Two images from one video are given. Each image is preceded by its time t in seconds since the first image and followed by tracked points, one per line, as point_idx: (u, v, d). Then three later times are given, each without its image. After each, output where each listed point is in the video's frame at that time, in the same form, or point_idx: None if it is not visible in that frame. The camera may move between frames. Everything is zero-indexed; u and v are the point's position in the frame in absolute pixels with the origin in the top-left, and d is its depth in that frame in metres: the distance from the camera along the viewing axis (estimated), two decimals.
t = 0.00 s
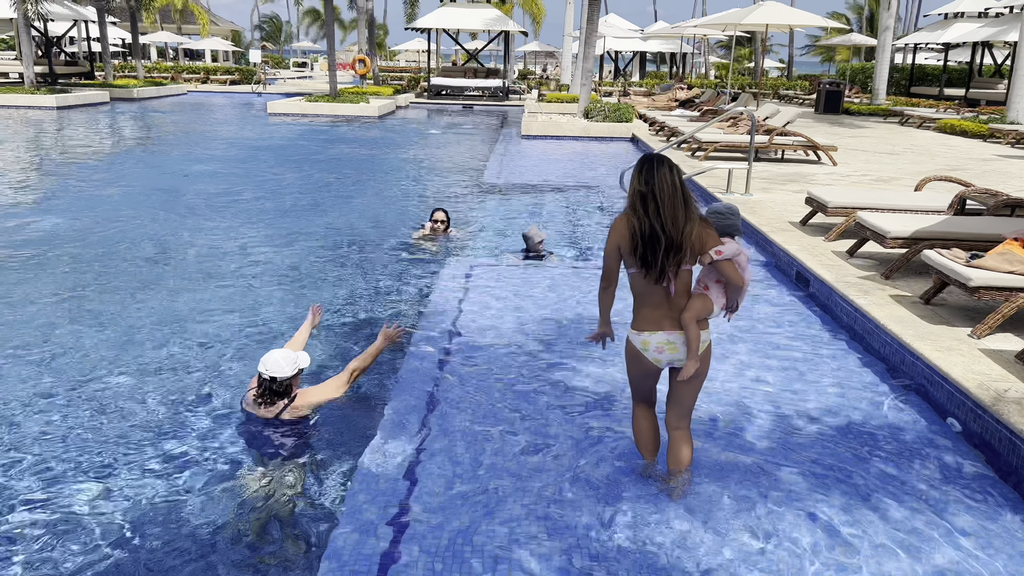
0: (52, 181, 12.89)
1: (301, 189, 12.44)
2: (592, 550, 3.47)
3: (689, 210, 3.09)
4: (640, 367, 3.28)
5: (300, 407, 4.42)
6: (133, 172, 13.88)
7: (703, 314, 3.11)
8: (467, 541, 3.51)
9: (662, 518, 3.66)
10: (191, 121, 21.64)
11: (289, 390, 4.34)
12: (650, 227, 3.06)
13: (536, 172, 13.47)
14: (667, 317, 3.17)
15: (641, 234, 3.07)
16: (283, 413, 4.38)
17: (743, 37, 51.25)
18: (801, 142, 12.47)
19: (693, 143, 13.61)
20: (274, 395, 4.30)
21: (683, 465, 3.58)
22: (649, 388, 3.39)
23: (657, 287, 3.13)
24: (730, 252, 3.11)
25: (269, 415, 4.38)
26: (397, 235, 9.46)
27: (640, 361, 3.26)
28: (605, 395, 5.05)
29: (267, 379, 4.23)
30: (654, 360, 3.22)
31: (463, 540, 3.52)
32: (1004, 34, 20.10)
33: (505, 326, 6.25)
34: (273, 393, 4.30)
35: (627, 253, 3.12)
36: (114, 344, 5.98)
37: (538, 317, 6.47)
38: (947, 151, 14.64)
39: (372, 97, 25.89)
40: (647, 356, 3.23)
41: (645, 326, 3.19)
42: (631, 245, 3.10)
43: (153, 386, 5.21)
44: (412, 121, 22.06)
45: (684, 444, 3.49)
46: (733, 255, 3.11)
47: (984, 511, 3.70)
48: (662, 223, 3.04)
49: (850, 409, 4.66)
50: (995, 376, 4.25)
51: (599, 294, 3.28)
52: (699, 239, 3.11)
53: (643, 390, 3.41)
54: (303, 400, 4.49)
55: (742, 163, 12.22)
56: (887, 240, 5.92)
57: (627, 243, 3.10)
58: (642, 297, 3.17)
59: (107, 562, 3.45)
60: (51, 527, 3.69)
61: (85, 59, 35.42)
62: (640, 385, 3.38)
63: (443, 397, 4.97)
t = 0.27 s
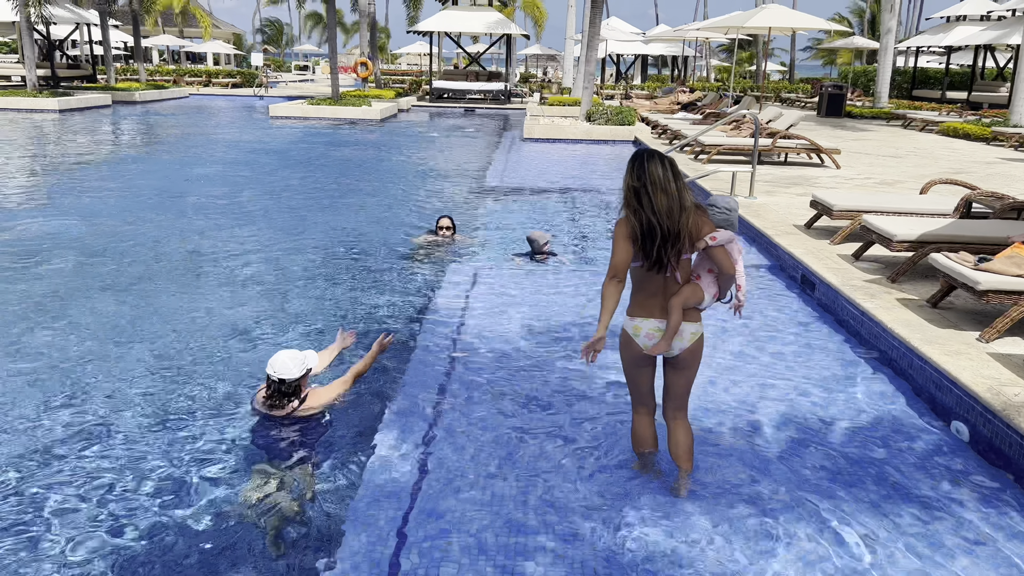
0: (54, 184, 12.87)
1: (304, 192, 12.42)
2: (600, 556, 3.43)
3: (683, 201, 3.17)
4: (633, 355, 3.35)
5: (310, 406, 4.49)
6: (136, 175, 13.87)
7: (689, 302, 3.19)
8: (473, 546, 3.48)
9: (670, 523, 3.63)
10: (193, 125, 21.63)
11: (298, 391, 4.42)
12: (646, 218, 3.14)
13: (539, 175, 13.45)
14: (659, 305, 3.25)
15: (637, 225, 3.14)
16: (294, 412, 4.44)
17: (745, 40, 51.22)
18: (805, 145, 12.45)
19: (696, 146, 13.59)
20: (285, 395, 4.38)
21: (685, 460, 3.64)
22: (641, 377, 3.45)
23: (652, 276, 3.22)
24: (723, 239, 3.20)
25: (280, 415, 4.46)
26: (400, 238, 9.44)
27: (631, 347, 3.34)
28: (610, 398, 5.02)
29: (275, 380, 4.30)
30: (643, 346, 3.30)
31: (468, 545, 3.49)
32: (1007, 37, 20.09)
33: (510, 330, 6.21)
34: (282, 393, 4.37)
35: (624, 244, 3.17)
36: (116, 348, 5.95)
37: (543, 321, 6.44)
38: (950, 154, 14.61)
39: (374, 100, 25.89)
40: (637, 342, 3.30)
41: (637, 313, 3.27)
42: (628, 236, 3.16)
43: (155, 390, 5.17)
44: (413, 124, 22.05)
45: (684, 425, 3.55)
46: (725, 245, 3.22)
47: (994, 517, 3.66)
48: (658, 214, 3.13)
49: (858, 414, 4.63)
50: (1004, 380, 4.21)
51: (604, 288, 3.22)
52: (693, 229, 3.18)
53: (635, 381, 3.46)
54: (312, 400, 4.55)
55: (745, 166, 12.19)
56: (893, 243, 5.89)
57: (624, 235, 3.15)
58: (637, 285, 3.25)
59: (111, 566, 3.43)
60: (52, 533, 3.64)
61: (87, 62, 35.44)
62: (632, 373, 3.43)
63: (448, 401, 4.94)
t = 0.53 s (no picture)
0: (54, 188, 12.86)
1: (304, 196, 12.41)
2: (605, 565, 3.41)
3: (674, 211, 3.18)
4: (629, 362, 3.40)
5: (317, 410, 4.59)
6: (135, 179, 13.86)
7: (689, 313, 3.25)
8: (477, 553, 3.46)
9: (675, 532, 3.61)
10: (192, 128, 21.63)
11: (306, 395, 4.52)
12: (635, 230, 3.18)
13: (539, 179, 13.45)
14: (657, 313, 3.29)
15: (626, 238, 3.20)
16: (306, 415, 4.52)
17: (743, 44, 51.33)
18: (805, 148, 12.46)
19: (696, 150, 13.59)
20: (292, 398, 4.49)
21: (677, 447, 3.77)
22: (641, 384, 3.48)
23: (645, 287, 3.27)
24: (715, 251, 3.19)
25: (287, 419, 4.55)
26: (400, 242, 9.43)
27: (631, 356, 3.37)
28: (613, 403, 5.01)
29: (286, 382, 4.42)
30: (643, 353, 3.33)
31: (472, 552, 3.47)
32: (1006, 41, 20.12)
33: (511, 334, 6.21)
34: (293, 395, 4.48)
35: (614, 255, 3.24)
36: (118, 352, 5.94)
37: (544, 325, 6.43)
38: (950, 158, 14.62)
39: (374, 104, 25.90)
40: (636, 350, 3.33)
41: (634, 321, 3.32)
42: (618, 247, 3.22)
43: (157, 395, 5.16)
44: (413, 128, 22.05)
45: (674, 412, 3.69)
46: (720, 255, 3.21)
47: (1000, 525, 3.65)
48: (650, 225, 3.15)
49: (861, 420, 4.62)
50: (1008, 386, 4.20)
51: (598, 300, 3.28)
52: (685, 240, 3.19)
53: (635, 389, 3.50)
54: (320, 404, 4.66)
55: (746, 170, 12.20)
56: (895, 248, 5.88)
57: (614, 247, 3.22)
58: (632, 296, 3.30)
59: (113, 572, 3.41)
60: (55, 539, 3.63)
61: (86, 67, 35.45)
62: (632, 381, 3.46)
63: (450, 405, 4.93)
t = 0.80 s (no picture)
0: (52, 194, 12.84)
1: (302, 202, 12.41)
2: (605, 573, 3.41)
3: (663, 207, 3.24)
4: (628, 354, 3.50)
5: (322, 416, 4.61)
6: (133, 185, 13.85)
7: (683, 306, 3.30)
8: (478, 562, 3.46)
9: (674, 540, 3.61)
10: (190, 134, 21.62)
11: (313, 401, 4.54)
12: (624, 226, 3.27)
13: (536, 185, 13.46)
14: (652, 305, 3.38)
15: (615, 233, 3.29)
16: (313, 418, 4.57)
17: (740, 50, 51.50)
18: (802, 155, 12.49)
19: (693, 156, 13.61)
20: (299, 403, 4.52)
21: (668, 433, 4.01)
22: (640, 375, 3.56)
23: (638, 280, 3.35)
24: (704, 249, 3.23)
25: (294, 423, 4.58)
26: (399, 249, 9.43)
27: (631, 347, 3.46)
28: (612, 410, 5.01)
29: (294, 387, 4.44)
30: (645, 344, 3.43)
31: (472, 561, 3.46)
32: (1002, 47, 20.18)
33: (510, 341, 6.22)
34: (301, 400, 4.51)
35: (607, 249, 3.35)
36: (117, 359, 5.93)
37: (543, 332, 6.44)
38: (946, 163, 14.67)
39: (371, 109, 25.91)
40: (638, 342, 3.43)
41: (632, 314, 3.41)
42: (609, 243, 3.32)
43: (157, 402, 5.15)
44: (410, 134, 22.07)
45: (667, 418, 3.95)
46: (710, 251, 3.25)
47: (999, 534, 3.65)
48: (641, 224, 3.22)
49: (860, 428, 4.63)
50: (1008, 395, 4.20)
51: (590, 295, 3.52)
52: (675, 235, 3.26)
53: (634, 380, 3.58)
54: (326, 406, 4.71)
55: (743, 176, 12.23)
56: (893, 255, 5.90)
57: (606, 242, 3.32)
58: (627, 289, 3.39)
59: None
60: (55, 547, 3.62)
61: (83, 72, 35.43)
62: (631, 374, 3.55)
63: (450, 412, 4.93)
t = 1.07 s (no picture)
0: (46, 199, 12.80)
1: (298, 208, 12.38)
2: None
3: (652, 218, 3.35)
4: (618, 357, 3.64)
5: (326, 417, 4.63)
6: (128, 190, 13.81)
7: (670, 315, 3.39)
8: (472, 569, 3.43)
9: (670, 549, 3.59)
10: (185, 139, 21.59)
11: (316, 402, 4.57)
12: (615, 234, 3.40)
13: (532, 191, 13.45)
14: (642, 312, 3.49)
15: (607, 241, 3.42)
16: (317, 419, 4.58)
17: (735, 56, 51.63)
18: (798, 161, 12.51)
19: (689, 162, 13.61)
20: (302, 404, 4.55)
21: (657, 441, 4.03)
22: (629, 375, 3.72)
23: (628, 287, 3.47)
24: (691, 259, 3.33)
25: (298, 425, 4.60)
26: (394, 255, 9.40)
27: (620, 352, 3.60)
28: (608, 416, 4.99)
29: (297, 387, 4.47)
30: (633, 351, 3.56)
31: (467, 569, 3.44)
32: (996, 53, 20.25)
33: (506, 347, 6.20)
34: (304, 400, 4.53)
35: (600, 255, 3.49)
36: (110, 365, 5.87)
37: (539, 338, 6.42)
38: (941, 169, 14.69)
39: (367, 115, 25.90)
40: (627, 349, 3.57)
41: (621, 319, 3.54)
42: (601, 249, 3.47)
43: (151, 408, 5.11)
44: (406, 140, 22.05)
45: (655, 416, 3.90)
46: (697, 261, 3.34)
47: (996, 542, 3.64)
48: (628, 232, 3.36)
49: (857, 435, 4.61)
50: (1004, 402, 4.19)
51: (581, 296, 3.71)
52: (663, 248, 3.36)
53: (622, 377, 3.75)
54: (328, 410, 4.71)
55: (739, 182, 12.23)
56: (889, 262, 5.90)
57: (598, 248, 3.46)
58: (617, 295, 3.53)
59: None
60: (46, 555, 3.58)
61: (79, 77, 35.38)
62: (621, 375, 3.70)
63: (445, 418, 4.91)
